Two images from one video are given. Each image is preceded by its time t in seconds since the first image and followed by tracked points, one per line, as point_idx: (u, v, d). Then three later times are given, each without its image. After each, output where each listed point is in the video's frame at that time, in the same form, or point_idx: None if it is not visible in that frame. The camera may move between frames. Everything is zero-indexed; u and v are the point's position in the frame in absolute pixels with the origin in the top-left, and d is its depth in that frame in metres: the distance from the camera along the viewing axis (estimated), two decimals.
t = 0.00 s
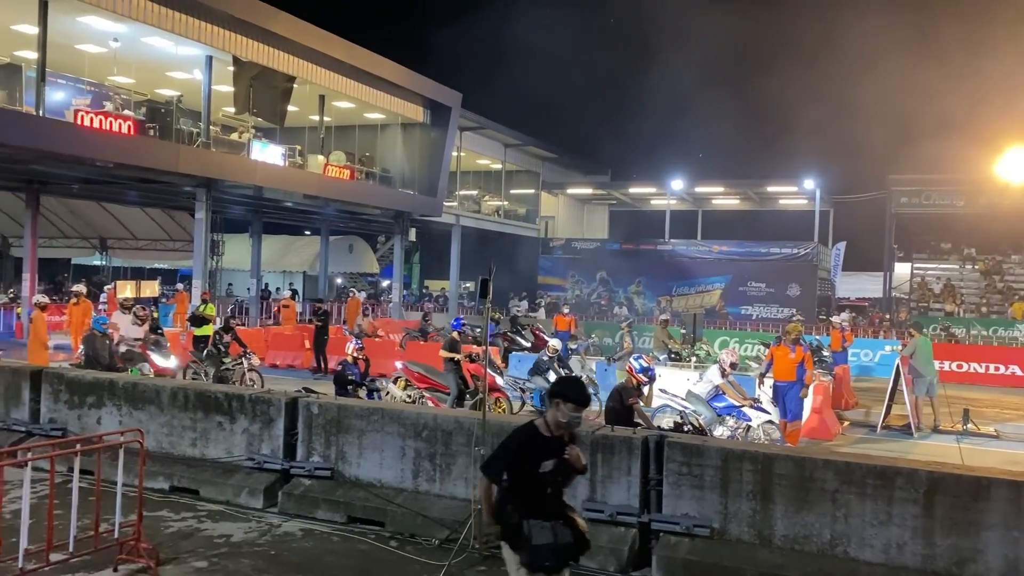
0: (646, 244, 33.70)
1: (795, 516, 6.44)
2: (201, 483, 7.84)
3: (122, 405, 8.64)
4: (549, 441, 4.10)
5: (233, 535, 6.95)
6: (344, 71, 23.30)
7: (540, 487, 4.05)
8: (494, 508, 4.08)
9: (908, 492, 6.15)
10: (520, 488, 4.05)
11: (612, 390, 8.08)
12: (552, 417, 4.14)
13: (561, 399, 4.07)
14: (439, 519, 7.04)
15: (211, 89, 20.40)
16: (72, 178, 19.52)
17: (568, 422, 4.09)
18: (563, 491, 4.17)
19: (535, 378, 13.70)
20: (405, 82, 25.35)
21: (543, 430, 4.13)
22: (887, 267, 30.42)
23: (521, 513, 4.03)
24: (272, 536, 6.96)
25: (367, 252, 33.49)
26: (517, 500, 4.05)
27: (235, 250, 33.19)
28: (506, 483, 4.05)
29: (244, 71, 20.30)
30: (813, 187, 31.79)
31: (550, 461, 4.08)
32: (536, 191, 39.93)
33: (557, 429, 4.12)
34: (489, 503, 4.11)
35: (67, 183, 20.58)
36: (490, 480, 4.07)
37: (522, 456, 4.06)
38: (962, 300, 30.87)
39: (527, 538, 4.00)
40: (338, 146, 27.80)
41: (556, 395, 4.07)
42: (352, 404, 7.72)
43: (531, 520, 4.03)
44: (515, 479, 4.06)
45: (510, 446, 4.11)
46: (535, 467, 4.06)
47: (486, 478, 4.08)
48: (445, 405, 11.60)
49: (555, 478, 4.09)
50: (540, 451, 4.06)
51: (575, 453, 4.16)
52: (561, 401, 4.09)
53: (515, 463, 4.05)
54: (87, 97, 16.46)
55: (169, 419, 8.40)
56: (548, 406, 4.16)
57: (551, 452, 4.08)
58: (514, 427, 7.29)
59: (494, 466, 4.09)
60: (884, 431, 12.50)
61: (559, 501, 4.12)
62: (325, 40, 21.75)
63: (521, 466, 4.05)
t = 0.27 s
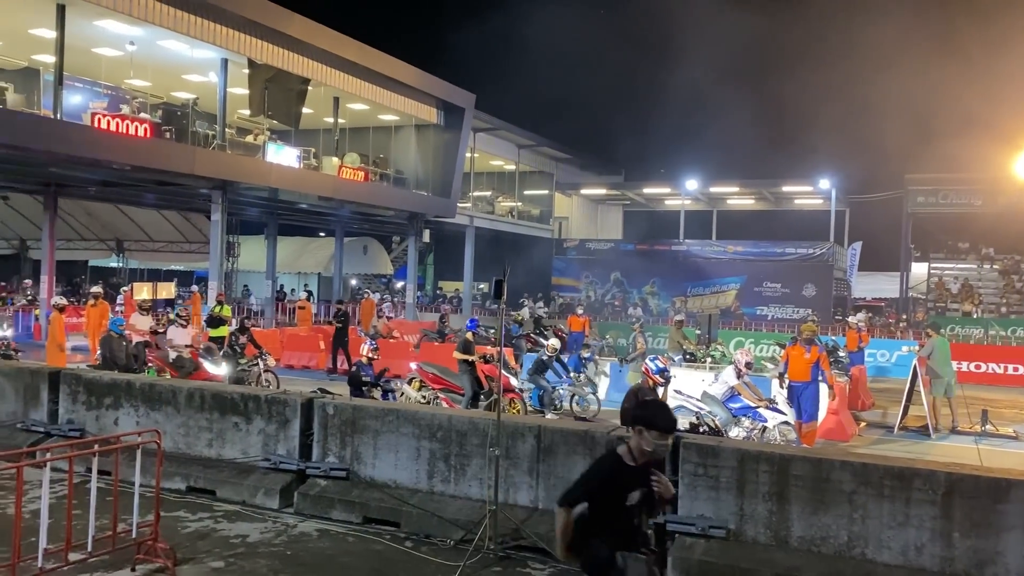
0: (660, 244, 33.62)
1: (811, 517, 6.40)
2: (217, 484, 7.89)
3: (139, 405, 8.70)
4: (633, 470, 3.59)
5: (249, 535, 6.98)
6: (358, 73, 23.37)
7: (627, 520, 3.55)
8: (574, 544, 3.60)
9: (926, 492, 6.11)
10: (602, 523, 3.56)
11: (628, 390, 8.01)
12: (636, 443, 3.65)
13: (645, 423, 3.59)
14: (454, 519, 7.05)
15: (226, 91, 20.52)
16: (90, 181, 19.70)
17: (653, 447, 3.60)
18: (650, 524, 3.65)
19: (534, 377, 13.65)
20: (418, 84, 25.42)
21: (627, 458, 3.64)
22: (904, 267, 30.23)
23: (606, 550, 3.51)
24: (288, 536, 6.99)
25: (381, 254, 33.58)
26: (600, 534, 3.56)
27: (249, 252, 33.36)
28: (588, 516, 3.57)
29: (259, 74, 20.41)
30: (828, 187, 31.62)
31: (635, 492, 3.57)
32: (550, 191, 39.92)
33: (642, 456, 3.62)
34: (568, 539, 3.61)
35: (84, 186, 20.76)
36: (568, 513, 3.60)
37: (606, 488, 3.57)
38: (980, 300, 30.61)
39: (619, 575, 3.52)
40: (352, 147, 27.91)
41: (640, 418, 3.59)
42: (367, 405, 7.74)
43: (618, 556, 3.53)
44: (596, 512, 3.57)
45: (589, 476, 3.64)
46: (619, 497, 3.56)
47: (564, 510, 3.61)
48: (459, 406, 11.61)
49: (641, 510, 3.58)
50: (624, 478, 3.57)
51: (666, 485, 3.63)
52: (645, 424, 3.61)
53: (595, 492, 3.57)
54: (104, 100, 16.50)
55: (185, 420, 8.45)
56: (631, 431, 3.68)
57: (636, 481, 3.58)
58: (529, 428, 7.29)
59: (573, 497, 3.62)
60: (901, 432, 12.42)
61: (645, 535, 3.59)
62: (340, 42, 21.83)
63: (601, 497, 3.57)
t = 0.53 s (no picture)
0: (674, 244, 33.53)
1: (827, 518, 6.36)
2: (233, 484, 7.93)
3: (155, 406, 8.76)
4: (740, 474, 3.26)
5: (265, 536, 7.01)
6: (371, 75, 23.42)
7: (732, 528, 3.23)
8: (673, 560, 3.17)
9: (943, 494, 6.06)
10: (707, 532, 3.19)
11: (644, 392, 8.05)
12: (738, 443, 3.31)
13: (752, 421, 3.29)
14: (469, 520, 7.06)
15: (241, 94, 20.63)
16: (106, 184, 19.87)
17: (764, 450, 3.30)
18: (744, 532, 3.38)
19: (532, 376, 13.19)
20: (430, 85, 25.45)
21: (730, 461, 3.28)
22: (920, 266, 30.04)
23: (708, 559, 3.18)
24: (303, 537, 7.02)
25: (394, 255, 33.68)
26: (701, 544, 3.19)
27: (264, 253, 33.54)
28: (694, 528, 3.18)
29: (273, 76, 20.50)
30: (843, 186, 31.46)
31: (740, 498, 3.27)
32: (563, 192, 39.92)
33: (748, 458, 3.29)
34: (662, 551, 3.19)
35: (101, 189, 20.92)
36: (671, 524, 3.17)
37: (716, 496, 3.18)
38: (997, 299, 30.33)
39: None
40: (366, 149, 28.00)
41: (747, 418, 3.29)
42: (381, 406, 7.77)
43: (722, 566, 3.20)
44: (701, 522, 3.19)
45: (694, 482, 3.24)
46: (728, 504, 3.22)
47: (664, 520, 3.19)
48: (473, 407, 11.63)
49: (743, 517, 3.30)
50: (735, 486, 3.23)
51: (765, 487, 3.40)
52: (750, 423, 3.31)
53: (706, 501, 3.19)
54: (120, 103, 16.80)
55: (201, 421, 8.50)
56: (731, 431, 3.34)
57: (742, 485, 3.26)
58: (544, 429, 7.29)
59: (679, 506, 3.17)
60: (918, 433, 12.34)
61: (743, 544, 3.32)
62: (352, 44, 21.88)
63: (710, 506, 3.19)
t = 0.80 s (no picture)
0: (688, 244, 33.43)
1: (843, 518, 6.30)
2: (248, 485, 7.96)
3: (170, 408, 8.81)
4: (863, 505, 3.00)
5: (279, 536, 7.04)
6: (383, 76, 23.46)
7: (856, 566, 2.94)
8: None
9: (960, 494, 6.00)
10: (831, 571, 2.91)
11: (659, 392, 8.03)
12: (862, 471, 3.07)
13: (878, 447, 3.03)
14: (482, 521, 7.06)
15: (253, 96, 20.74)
16: (121, 187, 20.01)
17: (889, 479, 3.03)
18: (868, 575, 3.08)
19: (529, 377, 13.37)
20: (442, 86, 25.48)
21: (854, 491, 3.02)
22: (936, 265, 29.82)
23: None
24: (317, 537, 7.03)
25: (407, 256, 33.75)
26: None
27: (279, 255, 33.71)
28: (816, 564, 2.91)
29: (285, 79, 20.59)
30: (857, 184, 31.27)
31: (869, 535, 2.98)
32: (575, 192, 39.90)
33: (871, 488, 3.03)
34: None
35: (116, 192, 21.10)
36: (791, 560, 2.95)
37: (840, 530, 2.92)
38: (1014, 297, 30.05)
39: None
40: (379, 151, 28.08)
41: (871, 443, 3.04)
42: (394, 406, 7.79)
43: None
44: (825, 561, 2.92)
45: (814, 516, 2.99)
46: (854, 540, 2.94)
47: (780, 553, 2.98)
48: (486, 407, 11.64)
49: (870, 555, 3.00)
50: (861, 517, 2.95)
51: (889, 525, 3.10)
52: (876, 450, 3.06)
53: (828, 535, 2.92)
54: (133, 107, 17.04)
55: (216, 422, 8.54)
56: (854, 460, 3.10)
57: (870, 519, 2.99)
58: (557, 430, 7.28)
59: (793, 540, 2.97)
60: (935, 432, 12.25)
61: None
62: (363, 44, 21.93)
63: (836, 543, 2.91)
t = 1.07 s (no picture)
0: (700, 243, 33.33)
1: (857, 517, 6.25)
2: (261, 485, 8.00)
3: (184, 409, 8.86)
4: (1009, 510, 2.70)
5: (292, 536, 7.06)
6: (393, 77, 23.49)
7: None
8: None
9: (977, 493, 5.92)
10: None
11: (673, 392, 8.00)
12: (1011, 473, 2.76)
13: None
14: (495, 520, 7.07)
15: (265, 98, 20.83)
16: (134, 189, 20.14)
17: None
18: None
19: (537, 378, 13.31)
20: (452, 85, 25.48)
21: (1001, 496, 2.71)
22: (950, 262, 29.60)
23: None
24: (331, 537, 7.05)
25: (419, 256, 33.82)
26: None
27: (291, 256, 33.87)
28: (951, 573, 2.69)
29: (296, 80, 20.65)
30: (870, 181, 31.09)
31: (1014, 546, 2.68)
32: (586, 191, 39.87)
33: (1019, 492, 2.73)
34: None
35: (130, 194, 21.26)
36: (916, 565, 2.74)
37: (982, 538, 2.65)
38: None
39: None
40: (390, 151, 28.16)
41: None
42: (406, 406, 7.80)
43: None
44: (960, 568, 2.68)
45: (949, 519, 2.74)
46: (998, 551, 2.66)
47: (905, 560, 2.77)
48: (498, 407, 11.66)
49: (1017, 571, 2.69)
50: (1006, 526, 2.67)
51: None
52: None
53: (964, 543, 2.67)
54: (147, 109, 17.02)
55: (229, 423, 8.58)
56: (998, 463, 2.80)
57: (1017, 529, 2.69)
58: (569, 430, 7.27)
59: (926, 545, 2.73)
60: (950, 430, 12.17)
61: None
62: (374, 45, 21.96)
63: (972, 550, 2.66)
